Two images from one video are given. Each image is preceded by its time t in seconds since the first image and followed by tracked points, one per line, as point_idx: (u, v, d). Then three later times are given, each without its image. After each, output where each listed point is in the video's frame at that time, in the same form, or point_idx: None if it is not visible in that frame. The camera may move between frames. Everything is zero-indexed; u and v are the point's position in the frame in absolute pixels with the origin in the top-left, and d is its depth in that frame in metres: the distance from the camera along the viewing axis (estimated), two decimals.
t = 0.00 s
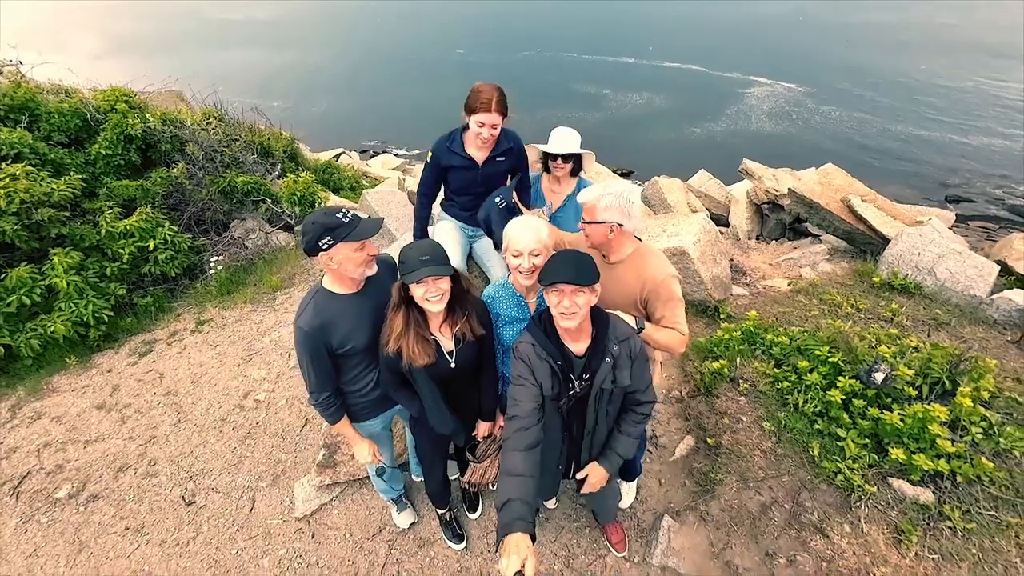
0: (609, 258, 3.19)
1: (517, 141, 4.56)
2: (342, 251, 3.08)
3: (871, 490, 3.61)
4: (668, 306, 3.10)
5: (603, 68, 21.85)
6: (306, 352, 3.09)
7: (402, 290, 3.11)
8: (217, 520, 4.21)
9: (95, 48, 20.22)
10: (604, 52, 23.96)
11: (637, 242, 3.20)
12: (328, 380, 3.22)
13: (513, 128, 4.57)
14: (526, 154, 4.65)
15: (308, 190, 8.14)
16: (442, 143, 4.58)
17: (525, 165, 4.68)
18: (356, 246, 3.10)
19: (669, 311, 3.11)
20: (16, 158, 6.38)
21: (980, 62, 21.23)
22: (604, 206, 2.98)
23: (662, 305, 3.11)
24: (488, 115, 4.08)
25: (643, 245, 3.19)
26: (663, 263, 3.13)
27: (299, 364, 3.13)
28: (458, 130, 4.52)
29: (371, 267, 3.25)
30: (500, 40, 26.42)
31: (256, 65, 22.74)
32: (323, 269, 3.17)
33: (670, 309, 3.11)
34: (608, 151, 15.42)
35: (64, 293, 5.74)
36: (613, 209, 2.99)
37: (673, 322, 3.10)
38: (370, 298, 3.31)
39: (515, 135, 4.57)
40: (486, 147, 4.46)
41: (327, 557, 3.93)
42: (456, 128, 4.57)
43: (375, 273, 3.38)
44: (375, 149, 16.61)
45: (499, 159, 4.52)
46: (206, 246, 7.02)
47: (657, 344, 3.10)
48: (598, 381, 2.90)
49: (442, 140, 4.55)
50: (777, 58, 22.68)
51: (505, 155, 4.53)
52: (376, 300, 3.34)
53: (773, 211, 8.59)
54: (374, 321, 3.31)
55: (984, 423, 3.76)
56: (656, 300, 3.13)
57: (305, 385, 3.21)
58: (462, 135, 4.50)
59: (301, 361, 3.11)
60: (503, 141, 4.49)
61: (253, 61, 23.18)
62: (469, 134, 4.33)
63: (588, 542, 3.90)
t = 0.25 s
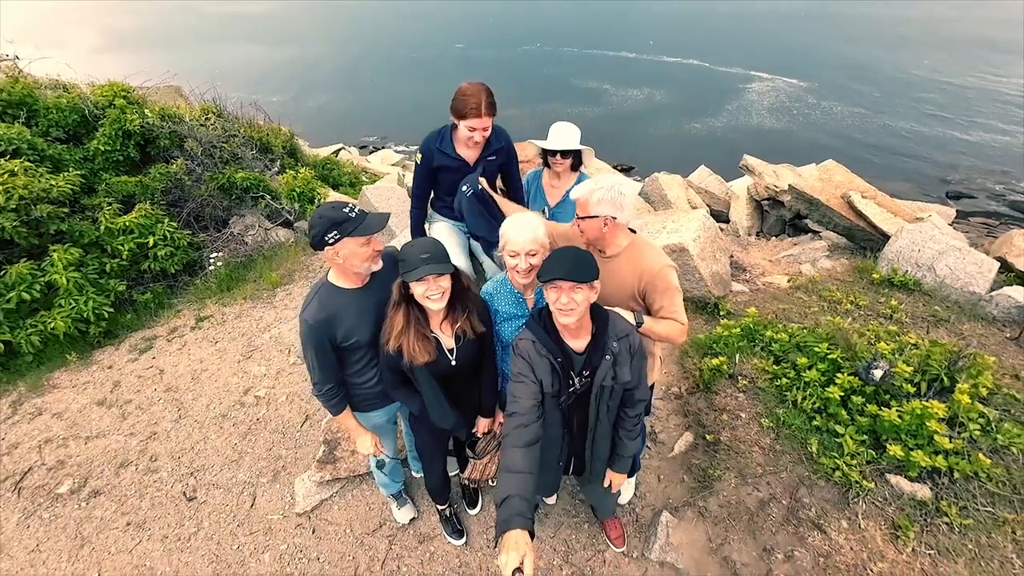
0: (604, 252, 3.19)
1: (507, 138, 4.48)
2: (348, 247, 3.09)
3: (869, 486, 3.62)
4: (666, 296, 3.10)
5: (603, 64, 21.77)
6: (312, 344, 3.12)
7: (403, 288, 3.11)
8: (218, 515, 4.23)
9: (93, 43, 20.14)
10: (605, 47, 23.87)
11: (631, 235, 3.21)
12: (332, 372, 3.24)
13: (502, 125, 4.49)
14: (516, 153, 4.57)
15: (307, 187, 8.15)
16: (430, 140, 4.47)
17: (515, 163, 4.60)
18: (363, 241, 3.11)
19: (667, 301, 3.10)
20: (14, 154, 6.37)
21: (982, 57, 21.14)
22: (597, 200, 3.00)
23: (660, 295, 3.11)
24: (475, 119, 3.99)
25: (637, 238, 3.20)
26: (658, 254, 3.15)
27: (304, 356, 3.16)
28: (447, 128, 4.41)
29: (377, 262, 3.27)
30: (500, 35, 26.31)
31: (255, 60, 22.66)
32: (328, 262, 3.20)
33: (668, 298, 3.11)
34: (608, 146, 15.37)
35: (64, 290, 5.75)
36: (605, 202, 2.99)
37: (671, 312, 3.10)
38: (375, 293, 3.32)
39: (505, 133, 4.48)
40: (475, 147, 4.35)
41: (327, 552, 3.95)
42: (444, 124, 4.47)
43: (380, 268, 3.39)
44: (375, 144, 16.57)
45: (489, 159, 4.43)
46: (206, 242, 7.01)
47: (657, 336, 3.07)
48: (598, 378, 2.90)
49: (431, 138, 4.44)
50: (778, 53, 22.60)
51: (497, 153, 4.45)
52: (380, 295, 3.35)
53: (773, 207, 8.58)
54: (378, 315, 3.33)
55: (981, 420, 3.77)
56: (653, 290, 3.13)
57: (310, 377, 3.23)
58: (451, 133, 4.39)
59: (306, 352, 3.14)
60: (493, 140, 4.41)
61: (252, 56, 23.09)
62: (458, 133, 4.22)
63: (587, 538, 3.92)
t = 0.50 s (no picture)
0: (598, 249, 3.19)
1: (506, 142, 4.42)
2: (334, 247, 3.11)
3: (865, 483, 3.62)
4: (662, 289, 3.10)
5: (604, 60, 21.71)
6: (314, 337, 3.15)
7: (398, 284, 3.12)
8: (218, 511, 4.25)
9: (93, 39, 20.10)
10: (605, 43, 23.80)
11: (623, 230, 3.21)
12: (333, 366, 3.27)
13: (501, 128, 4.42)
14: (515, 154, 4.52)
15: (306, 183, 8.15)
16: (427, 144, 4.35)
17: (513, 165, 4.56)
18: (348, 244, 3.10)
19: (663, 294, 3.11)
20: (13, 151, 6.37)
21: (984, 53, 21.07)
22: (590, 198, 3.00)
23: (656, 287, 3.12)
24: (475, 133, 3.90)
25: (630, 232, 3.21)
26: (652, 247, 3.16)
27: (306, 349, 3.19)
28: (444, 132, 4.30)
29: (370, 263, 3.24)
30: (500, 31, 26.23)
31: (255, 56, 22.61)
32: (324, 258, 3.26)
33: (664, 291, 3.11)
34: (609, 143, 15.34)
35: (63, 287, 5.76)
36: (597, 199, 3.00)
37: (667, 304, 3.10)
38: (377, 289, 3.33)
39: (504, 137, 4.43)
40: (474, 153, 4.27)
41: (326, 548, 3.97)
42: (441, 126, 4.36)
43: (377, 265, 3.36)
44: (374, 140, 16.55)
45: (489, 164, 4.37)
46: (205, 239, 7.01)
47: (655, 330, 3.07)
48: (595, 374, 2.91)
49: (428, 142, 4.33)
50: (778, 49, 22.52)
51: (496, 158, 4.39)
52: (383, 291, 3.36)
53: (773, 205, 8.49)
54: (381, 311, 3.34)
55: (978, 417, 3.77)
56: (649, 284, 3.14)
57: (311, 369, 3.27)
58: (450, 140, 4.29)
59: (308, 345, 3.17)
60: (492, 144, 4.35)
61: (251, 52, 23.04)
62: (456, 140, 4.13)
63: (584, 534, 3.94)
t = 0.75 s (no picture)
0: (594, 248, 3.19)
1: (504, 146, 4.44)
2: (324, 246, 3.18)
3: (863, 482, 3.62)
4: (657, 286, 3.11)
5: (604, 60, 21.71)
6: (313, 331, 3.18)
7: (395, 283, 3.13)
8: (217, 510, 4.26)
9: (95, 41, 20.17)
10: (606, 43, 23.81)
11: (619, 229, 3.22)
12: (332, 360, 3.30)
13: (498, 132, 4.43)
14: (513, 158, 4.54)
15: (306, 183, 8.16)
16: (425, 146, 4.38)
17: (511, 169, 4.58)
18: (334, 245, 3.12)
19: (659, 291, 3.11)
20: (14, 152, 6.40)
21: (985, 52, 21.03)
22: (584, 198, 3.00)
23: (652, 285, 3.12)
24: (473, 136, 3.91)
25: (626, 231, 3.22)
26: (648, 246, 3.17)
27: (305, 343, 3.22)
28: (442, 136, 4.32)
29: (361, 263, 3.23)
30: (500, 32, 26.25)
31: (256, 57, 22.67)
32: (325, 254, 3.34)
33: (660, 289, 3.11)
34: (609, 143, 15.34)
35: (64, 287, 5.78)
36: (591, 200, 3.00)
37: (663, 302, 3.10)
38: (377, 286, 3.35)
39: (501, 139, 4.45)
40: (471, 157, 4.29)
41: (324, 547, 3.98)
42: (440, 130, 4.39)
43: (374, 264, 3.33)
44: (375, 141, 16.58)
45: (486, 166, 4.39)
46: (205, 239, 7.03)
47: (651, 328, 3.08)
48: (592, 371, 2.92)
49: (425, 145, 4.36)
50: (779, 49, 22.50)
51: (493, 161, 4.41)
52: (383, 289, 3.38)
53: (773, 204, 8.47)
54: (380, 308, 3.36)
55: (976, 416, 3.76)
56: (645, 282, 3.14)
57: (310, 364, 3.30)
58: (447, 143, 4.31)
59: (308, 339, 3.21)
60: (490, 147, 4.37)
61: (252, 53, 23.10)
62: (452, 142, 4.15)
63: (582, 533, 3.95)
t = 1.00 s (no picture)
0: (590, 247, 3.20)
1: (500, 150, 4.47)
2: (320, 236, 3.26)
3: (859, 483, 3.61)
4: (653, 288, 3.11)
5: (605, 61, 21.72)
6: (311, 327, 3.19)
7: (392, 283, 3.15)
8: (215, 510, 4.28)
9: (98, 43, 20.27)
10: (607, 44, 23.83)
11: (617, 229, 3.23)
12: (330, 356, 3.31)
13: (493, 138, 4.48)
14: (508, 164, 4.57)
15: (306, 184, 8.18)
16: (421, 155, 4.36)
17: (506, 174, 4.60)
18: (325, 232, 3.16)
19: (653, 293, 3.11)
20: (16, 153, 6.43)
21: (988, 53, 20.98)
22: (588, 196, 2.99)
23: (646, 287, 3.12)
24: (467, 123, 3.92)
25: (623, 231, 3.22)
26: (645, 247, 3.17)
27: (304, 339, 3.24)
28: (437, 142, 4.33)
29: (353, 256, 3.21)
30: (502, 33, 26.29)
31: (259, 58, 22.74)
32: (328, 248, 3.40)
33: (655, 290, 3.12)
34: (610, 144, 15.34)
35: (64, 287, 5.80)
36: (595, 198, 3.00)
37: (658, 304, 3.11)
38: (375, 283, 3.36)
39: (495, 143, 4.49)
40: (468, 161, 4.31)
41: (321, 546, 3.99)
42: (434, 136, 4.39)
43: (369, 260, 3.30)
44: (377, 142, 16.60)
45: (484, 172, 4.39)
46: (205, 240, 7.05)
47: (645, 329, 3.09)
48: (587, 370, 2.92)
49: (421, 152, 4.32)
50: (780, 50, 22.48)
51: (490, 166, 4.43)
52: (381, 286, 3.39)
53: (773, 205, 8.46)
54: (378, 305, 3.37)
55: (974, 417, 3.73)
56: (640, 283, 3.14)
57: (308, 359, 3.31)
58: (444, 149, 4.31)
59: (306, 335, 3.22)
60: (486, 153, 4.40)
61: (255, 54, 23.17)
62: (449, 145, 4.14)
63: (578, 533, 3.95)
